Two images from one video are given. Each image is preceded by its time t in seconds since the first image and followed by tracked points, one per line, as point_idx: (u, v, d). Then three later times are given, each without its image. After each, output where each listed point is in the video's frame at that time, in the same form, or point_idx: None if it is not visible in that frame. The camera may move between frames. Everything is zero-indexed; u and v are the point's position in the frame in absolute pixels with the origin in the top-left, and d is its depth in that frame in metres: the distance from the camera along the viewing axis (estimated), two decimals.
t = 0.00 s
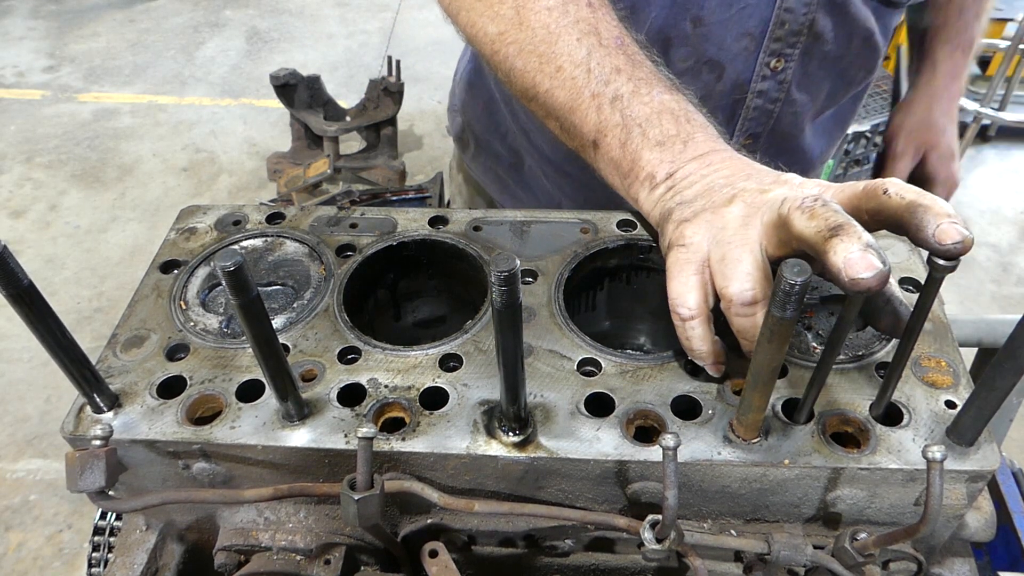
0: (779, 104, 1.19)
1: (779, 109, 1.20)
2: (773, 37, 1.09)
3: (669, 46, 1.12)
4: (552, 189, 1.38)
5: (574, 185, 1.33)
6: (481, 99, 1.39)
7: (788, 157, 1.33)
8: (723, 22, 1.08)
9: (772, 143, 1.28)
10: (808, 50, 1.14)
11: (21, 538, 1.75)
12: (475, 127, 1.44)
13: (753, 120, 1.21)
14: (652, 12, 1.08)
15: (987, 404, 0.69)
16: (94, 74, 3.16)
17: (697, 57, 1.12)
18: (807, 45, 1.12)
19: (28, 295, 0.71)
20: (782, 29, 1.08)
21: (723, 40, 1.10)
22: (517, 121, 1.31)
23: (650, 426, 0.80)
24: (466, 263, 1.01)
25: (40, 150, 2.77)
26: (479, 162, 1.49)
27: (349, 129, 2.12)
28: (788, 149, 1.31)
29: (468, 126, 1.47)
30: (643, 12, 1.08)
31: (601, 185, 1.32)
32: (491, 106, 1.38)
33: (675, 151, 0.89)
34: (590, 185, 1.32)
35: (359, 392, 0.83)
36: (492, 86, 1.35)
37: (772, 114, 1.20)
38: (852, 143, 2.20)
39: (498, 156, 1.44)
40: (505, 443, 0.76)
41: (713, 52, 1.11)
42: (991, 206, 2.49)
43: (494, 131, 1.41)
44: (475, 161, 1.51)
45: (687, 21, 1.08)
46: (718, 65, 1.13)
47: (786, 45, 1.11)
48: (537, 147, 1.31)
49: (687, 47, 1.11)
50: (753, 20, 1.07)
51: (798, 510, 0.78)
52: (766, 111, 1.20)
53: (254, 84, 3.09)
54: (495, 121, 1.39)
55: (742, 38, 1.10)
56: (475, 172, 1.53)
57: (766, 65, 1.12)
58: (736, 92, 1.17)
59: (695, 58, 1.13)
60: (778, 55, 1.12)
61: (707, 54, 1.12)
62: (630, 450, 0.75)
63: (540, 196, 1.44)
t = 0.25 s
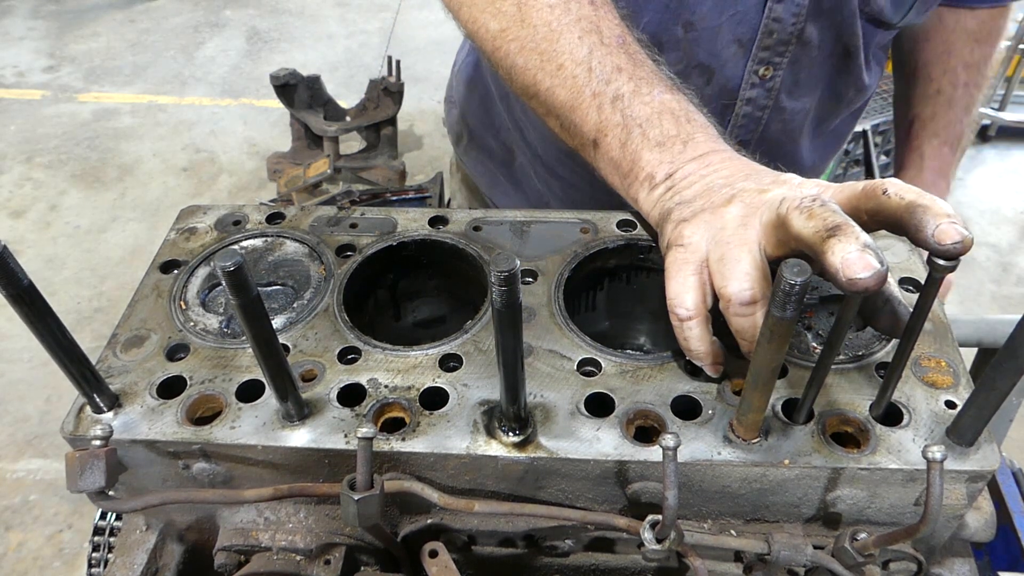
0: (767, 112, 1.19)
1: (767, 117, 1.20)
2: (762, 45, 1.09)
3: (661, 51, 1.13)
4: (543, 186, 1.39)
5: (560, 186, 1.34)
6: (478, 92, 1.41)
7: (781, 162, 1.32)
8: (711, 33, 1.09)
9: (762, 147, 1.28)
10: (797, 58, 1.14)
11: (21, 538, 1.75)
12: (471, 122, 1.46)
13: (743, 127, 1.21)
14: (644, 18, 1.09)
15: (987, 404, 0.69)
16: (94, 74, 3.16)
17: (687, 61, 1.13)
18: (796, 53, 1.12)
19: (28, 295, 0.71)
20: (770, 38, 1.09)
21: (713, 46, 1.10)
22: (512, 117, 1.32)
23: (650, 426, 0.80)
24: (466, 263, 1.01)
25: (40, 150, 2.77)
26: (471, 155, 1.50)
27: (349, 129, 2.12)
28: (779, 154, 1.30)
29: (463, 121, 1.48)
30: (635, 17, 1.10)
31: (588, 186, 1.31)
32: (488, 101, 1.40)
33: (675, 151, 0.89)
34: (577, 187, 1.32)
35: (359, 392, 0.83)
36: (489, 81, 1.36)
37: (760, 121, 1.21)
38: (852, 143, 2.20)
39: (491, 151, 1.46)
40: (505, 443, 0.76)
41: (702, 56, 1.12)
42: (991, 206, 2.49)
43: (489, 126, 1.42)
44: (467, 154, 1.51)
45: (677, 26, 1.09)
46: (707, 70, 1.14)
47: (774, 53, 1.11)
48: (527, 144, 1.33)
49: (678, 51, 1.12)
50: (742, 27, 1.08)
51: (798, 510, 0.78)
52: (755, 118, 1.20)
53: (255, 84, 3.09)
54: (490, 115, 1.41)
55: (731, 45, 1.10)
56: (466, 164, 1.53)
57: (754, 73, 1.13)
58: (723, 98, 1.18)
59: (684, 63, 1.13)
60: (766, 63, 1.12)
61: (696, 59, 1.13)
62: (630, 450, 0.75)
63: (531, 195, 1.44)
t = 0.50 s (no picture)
0: (754, 115, 1.19)
1: (754, 119, 1.21)
2: (748, 49, 1.09)
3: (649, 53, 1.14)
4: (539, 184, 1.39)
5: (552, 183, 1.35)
6: (476, 85, 1.41)
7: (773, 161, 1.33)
8: (699, 32, 1.09)
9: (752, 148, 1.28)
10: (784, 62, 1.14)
11: (21, 538, 1.75)
12: (468, 116, 1.46)
13: (731, 130, 1.21)
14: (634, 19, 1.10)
15: (987, 404, 0.69)
16: (94, 74, 3.16)
17: (675, 61, 1.14)
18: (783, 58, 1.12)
19: (28, 295, 0.71)
20: (757, 41, 1.08)
21: (699, 48, 1.11)
22: (509, 111, 1.31)
23: (650, 426, 0.80)
24: (466, 262, 1.01)
25: (40, 150, 2.77)
26: (467, 150, 1.50)
27: (349, 129, 2.12)
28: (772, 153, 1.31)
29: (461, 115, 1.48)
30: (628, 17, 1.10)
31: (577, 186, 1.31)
32: (486, 95, 1.40)
33: (675, 151, 0.89)
34: (567, 185, 1.32)
35: (359, 392, 0.83)
36: (487, 76, 1.36)
37: (749, 124, 1.21)
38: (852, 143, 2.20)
39: (488, 147, 1.46)
40: (505, 443, 0.76)
41: (689, 57, 1.13)
42: (991, 206, 2.49)
43: (487, 122, 1.43)
44: (463, 148, 1.52)
45: (665, 28, 1.10)
46: (694, 72, 1.15)
47: (761, 57, 1.11)
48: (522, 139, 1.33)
49: (665, 52, 1.13)
50: (729, 30, 1.08)
51: (798, 510, 0.78)
52: (742, 121, 1.20)
53: (255, 84, 3.09)
54: (488, 109, 1.41)
55: (718, 47, 1.10)
56: (463, 159, 1.53)
57: (742, 76, 1.13)
58: (711, 100, 1.18)
59: (673, 62, 1.14)
60: (754, 67, 1.12)
61: (683, 60, 1.13)
62: (630, 450, 0.75)
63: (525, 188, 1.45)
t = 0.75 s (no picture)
0: (757, 109, 1.19)
1: (758, 113, 1.20)
2: (747, 44, 1.10)
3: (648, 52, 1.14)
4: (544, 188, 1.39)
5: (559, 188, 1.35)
6: (479, 94, 1.41)
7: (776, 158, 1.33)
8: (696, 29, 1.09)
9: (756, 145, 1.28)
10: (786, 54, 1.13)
11: (21, 538, 1.75)
12: (473, 123, 1.46)
13: (733, 125, 1.21)
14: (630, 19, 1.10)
15: (987, 404, 0.69)
16: (94, 73, 3.16)
17: (674, 60, 1.14)
18: (784, 51, 1.12)
19: (28, 295, 0.71)
20: (756, 35, 1.09)
21: (698, 44, 1.11)
22: (513, 119, 1.31)
23: (650, 426, 0.80)
24: (466, 263, 1.00)
25: (40, 150, 2.77)
26: (476, 158, 1.52)
27: (349, 129, 2.12)
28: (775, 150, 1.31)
29: (466, 121, 1.49)
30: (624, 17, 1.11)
31: (584, 191, 1.31)
32: (489, 102, 1.40)
33: (673, 152, 0.89)
34: (573, 189, 1.31)
35: (359, 392, 0.83)
36: (488, 82, 1.36)
37: (751, 119, 1.21)
38: (852, 143, 2.20)
39: (494, 152, 1.47)
40: (505, 443, 0.76)
41: (688, 54, 1.13)
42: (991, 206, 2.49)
43: (490, 128, 1.43)
44: (471, 154, 1.53)
45: (663, 25, 1.10)
46: (694, 68, 1.14)
47: (761, 50, 1.11)
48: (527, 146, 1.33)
49: (665, 51, 1.12)
50: (727, 25, 1.08)
51: (798, 510, 0.78)
52: (745, 116, 1.20)
53: (254, 84, 3.09)
54: (491, 116, 1.41)
55: (717, 43, 1.11)
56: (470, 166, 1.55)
57: (742, 70, 1.13)
58: (712, 96, 1.18)
59: (671, 61, 1.14)
60: (754, 61, 1.12)
61: (683, 57, 1.13)
62: (630, 450, 0.75)
63: (532, 193, 1.45)
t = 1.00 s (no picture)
0: (757, 104, 1.19)
1: (758, 108, 1.20)
2: (744, 37, 1.10)
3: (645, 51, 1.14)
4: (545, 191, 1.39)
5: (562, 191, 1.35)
6: (477, 101, 1.42)
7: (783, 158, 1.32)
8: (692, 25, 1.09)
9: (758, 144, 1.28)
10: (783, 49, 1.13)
11: (21, 538, 1.75)
12: (474, 130, 1.47)
13: (734, 121, 1.22)
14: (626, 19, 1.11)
15: (987, 404, 0.69)
16: (94, 74, 3.16)
17: (670, 58, 1.14)
18: (782, 44, 1.12)
19: (28, 296, 0.71)
20: (752, 29, 1.09)
21: (695, 41, 1.11)
22: (511, 123, 1.31)
23: (650, 426, 0.80)
24: (466, 263, 1.01)
25: (40, 150, 2.77)
26: (479, 163, 1.53)
27: (349, 129, 2.12)
28: (777, 150, 1.31)
29: (467, 127, 1.50)
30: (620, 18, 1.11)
31: (586, 192, 1.31)
32: (487, 107, 1.40)
33: (671, 152, 0.89)
34: (574, 189, 1.31)
35: (359, 392, 0.83)
36: (486, 88, 1.36)
37: (752, 114, 1.21)
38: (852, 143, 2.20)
39: (495, 157, 1.47)
40: (505, 443, 0.76)
41: (685, 52, 1.13)
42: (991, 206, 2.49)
43: (490, 134, 1.43)
44: (474, 159, 1.54)
45: (658, 24, 1.10)
46: (691, 65, 1.15)
47: (758, 44, 1.11)
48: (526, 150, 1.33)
49: (661, 49, 1.13)
50: (722, 20, 1.09)
51: (798, 511, 0.78)
52: (745, 112, 1.20)
53: (254, 84, 3.09)
54: (490, 122, 1.41)
55: (714, 39, 1.11)
56: (474, 171, 1.56)
57: (741, 65, 1.13)
58: (711, 93, 1.18)
59: (668, 60, 1.14)
60: (751, 55, 1.12)
61: (679, 55, 1.13)
62: (630, 450, 0.75)
63: (533, 195, 1.45)
